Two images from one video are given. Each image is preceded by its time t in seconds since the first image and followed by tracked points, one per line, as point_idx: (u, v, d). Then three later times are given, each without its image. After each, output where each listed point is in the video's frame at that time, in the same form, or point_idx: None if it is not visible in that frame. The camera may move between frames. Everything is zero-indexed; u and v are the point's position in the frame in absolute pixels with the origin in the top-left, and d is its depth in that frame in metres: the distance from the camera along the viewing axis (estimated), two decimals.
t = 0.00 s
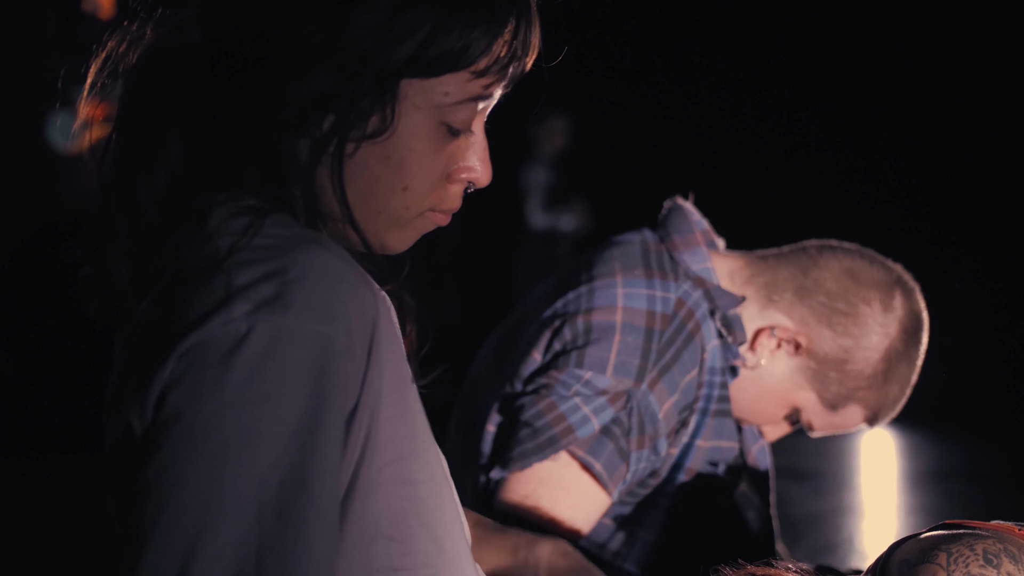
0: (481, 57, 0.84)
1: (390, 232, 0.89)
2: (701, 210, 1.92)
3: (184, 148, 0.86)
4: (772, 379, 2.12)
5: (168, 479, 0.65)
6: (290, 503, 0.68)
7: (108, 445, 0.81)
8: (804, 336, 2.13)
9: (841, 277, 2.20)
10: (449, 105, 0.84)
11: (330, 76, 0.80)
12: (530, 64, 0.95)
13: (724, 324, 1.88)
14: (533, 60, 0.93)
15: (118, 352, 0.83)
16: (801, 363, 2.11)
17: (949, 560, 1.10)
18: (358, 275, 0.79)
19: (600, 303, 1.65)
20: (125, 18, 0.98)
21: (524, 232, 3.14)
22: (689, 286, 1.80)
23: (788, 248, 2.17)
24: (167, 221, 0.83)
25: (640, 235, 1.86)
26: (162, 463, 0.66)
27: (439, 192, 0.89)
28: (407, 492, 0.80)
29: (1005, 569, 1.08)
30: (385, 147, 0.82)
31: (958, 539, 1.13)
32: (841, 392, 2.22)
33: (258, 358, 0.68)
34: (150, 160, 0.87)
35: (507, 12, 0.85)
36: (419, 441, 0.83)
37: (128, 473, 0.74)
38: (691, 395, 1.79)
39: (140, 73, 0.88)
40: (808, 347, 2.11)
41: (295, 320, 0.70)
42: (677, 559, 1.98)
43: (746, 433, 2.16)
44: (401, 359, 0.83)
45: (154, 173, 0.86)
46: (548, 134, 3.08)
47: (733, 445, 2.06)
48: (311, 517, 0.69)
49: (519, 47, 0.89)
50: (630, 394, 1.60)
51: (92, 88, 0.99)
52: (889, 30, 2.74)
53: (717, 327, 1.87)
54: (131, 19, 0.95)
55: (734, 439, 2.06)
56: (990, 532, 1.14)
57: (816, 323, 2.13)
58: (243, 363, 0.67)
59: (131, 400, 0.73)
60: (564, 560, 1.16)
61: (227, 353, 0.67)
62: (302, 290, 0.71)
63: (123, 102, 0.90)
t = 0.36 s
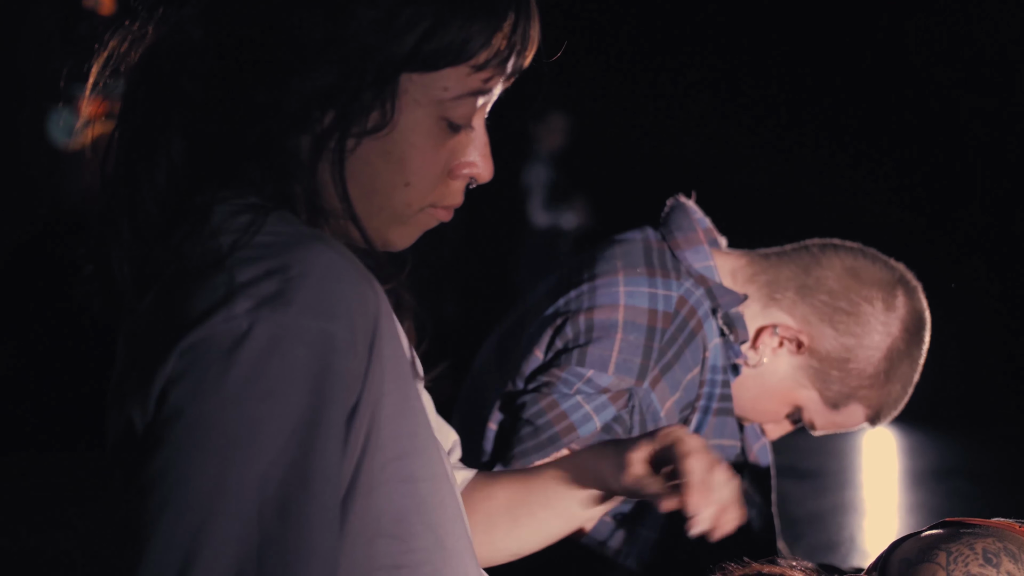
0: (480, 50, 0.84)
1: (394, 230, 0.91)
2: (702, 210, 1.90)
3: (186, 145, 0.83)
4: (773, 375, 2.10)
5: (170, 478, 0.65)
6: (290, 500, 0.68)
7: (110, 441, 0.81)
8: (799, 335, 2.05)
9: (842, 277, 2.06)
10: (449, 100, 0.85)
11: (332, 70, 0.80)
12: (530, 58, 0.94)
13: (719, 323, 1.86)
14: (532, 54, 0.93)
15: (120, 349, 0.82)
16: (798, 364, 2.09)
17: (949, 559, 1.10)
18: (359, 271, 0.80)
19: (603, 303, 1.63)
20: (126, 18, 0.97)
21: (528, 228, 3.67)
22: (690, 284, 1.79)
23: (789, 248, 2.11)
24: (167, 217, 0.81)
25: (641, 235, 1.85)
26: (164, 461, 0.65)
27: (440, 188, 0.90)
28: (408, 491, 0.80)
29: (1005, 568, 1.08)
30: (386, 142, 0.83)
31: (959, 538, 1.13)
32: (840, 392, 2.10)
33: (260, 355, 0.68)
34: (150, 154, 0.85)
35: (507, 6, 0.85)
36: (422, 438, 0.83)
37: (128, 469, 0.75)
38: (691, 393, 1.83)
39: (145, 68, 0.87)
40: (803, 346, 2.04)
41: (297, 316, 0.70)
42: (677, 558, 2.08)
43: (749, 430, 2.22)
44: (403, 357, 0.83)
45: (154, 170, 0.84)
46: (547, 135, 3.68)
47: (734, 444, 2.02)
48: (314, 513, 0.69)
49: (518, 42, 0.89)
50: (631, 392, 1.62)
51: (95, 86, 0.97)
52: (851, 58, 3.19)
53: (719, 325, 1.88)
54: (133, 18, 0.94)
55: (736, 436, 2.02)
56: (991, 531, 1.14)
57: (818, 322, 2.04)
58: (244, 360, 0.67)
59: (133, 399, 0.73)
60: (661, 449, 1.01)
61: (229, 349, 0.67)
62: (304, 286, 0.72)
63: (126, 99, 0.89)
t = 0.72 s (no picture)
0: (471, 47, 0.83)
1: (389, 228, 0.91)
2: (702, 206, 1.78)
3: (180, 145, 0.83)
4: (772, 377, 1.81)
5: (165, 471, 0.67)
6: (284, 492, 0.70)
7: (106, 436, 0.81)
8: (797, 334, 1.76)
9: (842, 276, 1.78)
10: (439, 97, 0.85)
11: (321, 67, 0.79)
12: (522, 57, 0.94)
13: (717, 322, 1.70)
14: (524, 52, 0.92)
15: (117, 347, 0.82)
16: (797, 365, 1.79)
17: (945, 559, 1.09)
18: (353, 268, 0.82)
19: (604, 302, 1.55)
20: (124, 19, 0.97)
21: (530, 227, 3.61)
22: (691, 284, 1.67)
23: (788, 246, 1.84)
24: (163, 213, 0.81)
25: (641, 234, 1.75)
26: (158, 455, 0.67)
27: (434, 185, 0.90)
28: (407, 486, 0.79)
29: (1001, 566, 1.09)
30: (377, 138, 0.83)
31: (956, 537, 1.13)
32: (842, 394, 1.80)
33: (254, 350, 0.70)
34: (144, 155, 0.83)
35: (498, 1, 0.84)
36: (419, 433, 0.83)
37: (126, 469, 0.74)
38: (692, 392, 1.67)
39: (138, 67, 0.86)
40: (802, 347, 1.76)
41: (291, 311, 0.72)
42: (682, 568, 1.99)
43: (747, 430, 1.98)
44: (398, 351, 0.83)
45: (148, 168, 0.83)
46: (546, 134, 3.68)
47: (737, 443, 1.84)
48: (307, 506, 0.71)
49: (509, 39, 0.88)
50: (632, 392, 1.52)
51: (91, 86, 0.94)
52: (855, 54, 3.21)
53: (718, 325, 1.71)
54: (128, 18, 0.93)
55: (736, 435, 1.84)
56: (987, 530, 1.15)
57: (819, 321, 1.75)
58: (237, 355, 0.69)
59: (128, 394, 0.74)
60: (761, 565, 1.00)
61: (222, 345, 0.69)
62: (296, 282, 0.74)
63: (119, 95, 0.87)
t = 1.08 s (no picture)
0: (468, 47, 0.83)
1: (386, 228, 0.90)
2: (702, 209, 1.78)
3: (177, 143, 0.83)
4: (771, 376, 1.81)
5: (165, 471, 0.67)
6: (285, 492, 0.70)
7: (105, 437, 0.81)
8: (795, 333, 1.75)
9: (840, 275, 1.77)
10: (436, 96, 0.84)
11: (317, 69, 0.80)
12: (521, 57, 0.94)
13: (716, 321, 1.68)
14: (523, 52, 0.92)
15: (115, 345, 0.82)
16: (795, 364, 1.78)
17: (944, 558, 1.10)
18: (352, 267, 0.82)
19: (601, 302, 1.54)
20: (123, 18, 0.95)
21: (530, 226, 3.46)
22: (688, 283, 1.65)
23: (787, 246, 1.83)
24: (164, 213, 0.81)
25: (641, 233, 1.74)
26: (159, 455, 0.67)
27: (432, 185, 0.89)
28: (404, 486, 0.80)
29: (999, 565, 1.08)
30: (374, 138, 0.83)
31: (954, 536, 1.13)
32: (839, 394, 1.80)
33: (256, 349, 0.70)
34: (140, 155, 0.84)
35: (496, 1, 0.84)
36: (417, 432, 0.83)
37: (125, 467, 0.74)
38: (690, 391, 1.63)
39: (137, 65, 0.86)
40: (800, 346, 1.75)
41: (291, 311, 0.72)
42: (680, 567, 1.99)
43: (746, 429, 1.98)
44: (397, 351, 0.83)
45: (145, 167, 0.83)
46: (543, 132, 3.54)
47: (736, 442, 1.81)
48: (307, 506, 0.71)
49: (507, 38, 0.87)
50: (629, 391, 1.49)
51: (89, 85, 0.94)
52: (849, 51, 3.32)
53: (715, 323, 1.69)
54: (127, 17, 0.93)
55: (734, 434, 1.79)
56: (986, 529, 1.15)
57: (818, 323, 1.74)
58: (238, 355, 0.69)
59: (128, 393, 0.74)
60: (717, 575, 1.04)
61: (223, 345, 0.69)
62: (297, 282, 0.74)
63: (118, 94, 0.87)
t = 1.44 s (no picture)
0: (467, 44, 0.83)
1: (385, 224, 0.90)
2: (701, 206, 1.77)
3: (175, 139, 0.83)
4: (770, 372, 1.79)
5: (166, 466, 0.68)
6: (285, 488, 0.71)
7: (105, 435, 0.81)
8: (794, 330, 1.74)
9: (839, 271, 1.76)
10: (435, 93, 0.85)
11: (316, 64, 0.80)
12: (521, 54, 0.94)
13: (714, 318, 1.67)
14: (523, 49, 0.93)
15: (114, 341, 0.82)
16: (794, 361, 1.77)
17: (945, 554, 1.10)
18: (352, 264, 0.81)
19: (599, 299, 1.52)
20: (122, 12, 0.96)
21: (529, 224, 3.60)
22: (687, 280, 1.63)
23: (785, 243, 1.83)
24: (162, 210, 0.81)
25: (640, 231, 1.73)
26: (159, 450, 0.68)
27: (430, 181, 0.90)
28: (403, 483, 0.79)
29: (1000, 563, 1.09)
30: (373, 134, 0.84)
31: (954, 533, 1.13)
32: (839, 390, 1.79)
33: (256, 346, 0.70)
34: (139, 150, 0.84)
35: None
36: (417, 429, 0.83)
37: (125, 462, 0.75)
38: (688, 388, 1.62)
39: (136, 61, 0.86)
40: (799, 343, 1.74)
41: (292, 307, 0.72)
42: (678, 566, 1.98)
43: (747, 426, 1.98)
44: (397, 348, 0.83)
45: (144, 164, 0.83)
46: (539, 130, 3.70)
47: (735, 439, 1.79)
48: (307, 502, 0.71)
49: (507, 35, 0.87)
50: (627, 387, 1.47)
51: (88, 80, 0.93)
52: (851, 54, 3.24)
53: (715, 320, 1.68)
54: (126, 12, 0.92)
55: (733, 431, 1.77)
56: (986, 527, 1.15)
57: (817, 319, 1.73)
58: (239, 352, 0.70)
59: (128, 389, 0.74)
60: (684, 562, 1.08)
61: (224, 341, 0.70)
62: (297, 279, 0.74)
63: (115, 92, 0.87)
